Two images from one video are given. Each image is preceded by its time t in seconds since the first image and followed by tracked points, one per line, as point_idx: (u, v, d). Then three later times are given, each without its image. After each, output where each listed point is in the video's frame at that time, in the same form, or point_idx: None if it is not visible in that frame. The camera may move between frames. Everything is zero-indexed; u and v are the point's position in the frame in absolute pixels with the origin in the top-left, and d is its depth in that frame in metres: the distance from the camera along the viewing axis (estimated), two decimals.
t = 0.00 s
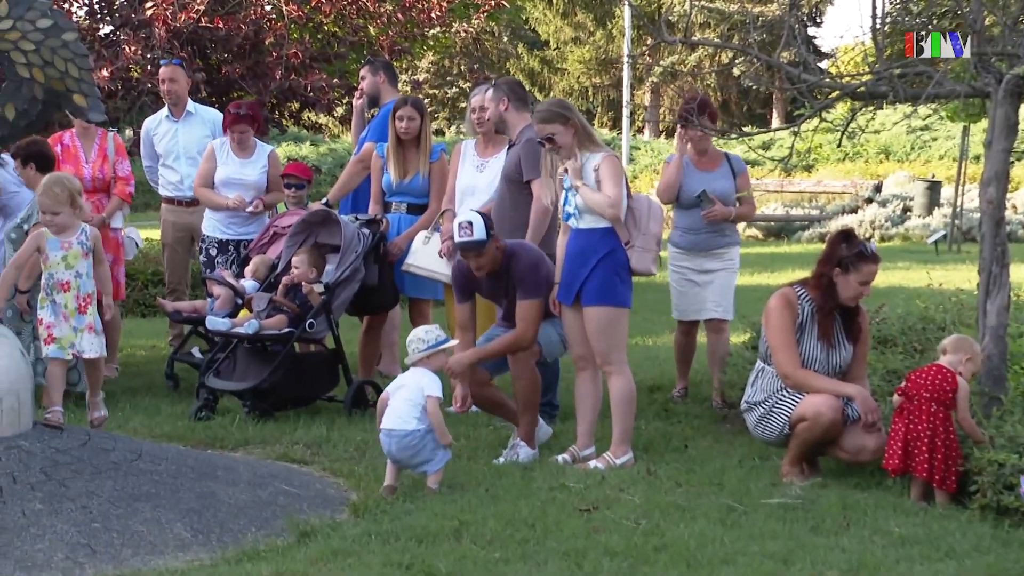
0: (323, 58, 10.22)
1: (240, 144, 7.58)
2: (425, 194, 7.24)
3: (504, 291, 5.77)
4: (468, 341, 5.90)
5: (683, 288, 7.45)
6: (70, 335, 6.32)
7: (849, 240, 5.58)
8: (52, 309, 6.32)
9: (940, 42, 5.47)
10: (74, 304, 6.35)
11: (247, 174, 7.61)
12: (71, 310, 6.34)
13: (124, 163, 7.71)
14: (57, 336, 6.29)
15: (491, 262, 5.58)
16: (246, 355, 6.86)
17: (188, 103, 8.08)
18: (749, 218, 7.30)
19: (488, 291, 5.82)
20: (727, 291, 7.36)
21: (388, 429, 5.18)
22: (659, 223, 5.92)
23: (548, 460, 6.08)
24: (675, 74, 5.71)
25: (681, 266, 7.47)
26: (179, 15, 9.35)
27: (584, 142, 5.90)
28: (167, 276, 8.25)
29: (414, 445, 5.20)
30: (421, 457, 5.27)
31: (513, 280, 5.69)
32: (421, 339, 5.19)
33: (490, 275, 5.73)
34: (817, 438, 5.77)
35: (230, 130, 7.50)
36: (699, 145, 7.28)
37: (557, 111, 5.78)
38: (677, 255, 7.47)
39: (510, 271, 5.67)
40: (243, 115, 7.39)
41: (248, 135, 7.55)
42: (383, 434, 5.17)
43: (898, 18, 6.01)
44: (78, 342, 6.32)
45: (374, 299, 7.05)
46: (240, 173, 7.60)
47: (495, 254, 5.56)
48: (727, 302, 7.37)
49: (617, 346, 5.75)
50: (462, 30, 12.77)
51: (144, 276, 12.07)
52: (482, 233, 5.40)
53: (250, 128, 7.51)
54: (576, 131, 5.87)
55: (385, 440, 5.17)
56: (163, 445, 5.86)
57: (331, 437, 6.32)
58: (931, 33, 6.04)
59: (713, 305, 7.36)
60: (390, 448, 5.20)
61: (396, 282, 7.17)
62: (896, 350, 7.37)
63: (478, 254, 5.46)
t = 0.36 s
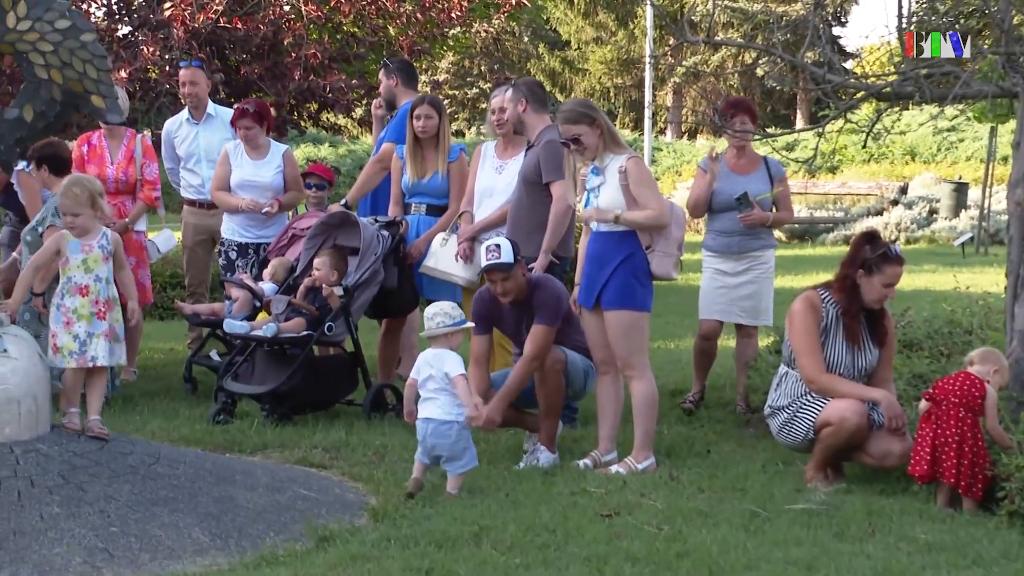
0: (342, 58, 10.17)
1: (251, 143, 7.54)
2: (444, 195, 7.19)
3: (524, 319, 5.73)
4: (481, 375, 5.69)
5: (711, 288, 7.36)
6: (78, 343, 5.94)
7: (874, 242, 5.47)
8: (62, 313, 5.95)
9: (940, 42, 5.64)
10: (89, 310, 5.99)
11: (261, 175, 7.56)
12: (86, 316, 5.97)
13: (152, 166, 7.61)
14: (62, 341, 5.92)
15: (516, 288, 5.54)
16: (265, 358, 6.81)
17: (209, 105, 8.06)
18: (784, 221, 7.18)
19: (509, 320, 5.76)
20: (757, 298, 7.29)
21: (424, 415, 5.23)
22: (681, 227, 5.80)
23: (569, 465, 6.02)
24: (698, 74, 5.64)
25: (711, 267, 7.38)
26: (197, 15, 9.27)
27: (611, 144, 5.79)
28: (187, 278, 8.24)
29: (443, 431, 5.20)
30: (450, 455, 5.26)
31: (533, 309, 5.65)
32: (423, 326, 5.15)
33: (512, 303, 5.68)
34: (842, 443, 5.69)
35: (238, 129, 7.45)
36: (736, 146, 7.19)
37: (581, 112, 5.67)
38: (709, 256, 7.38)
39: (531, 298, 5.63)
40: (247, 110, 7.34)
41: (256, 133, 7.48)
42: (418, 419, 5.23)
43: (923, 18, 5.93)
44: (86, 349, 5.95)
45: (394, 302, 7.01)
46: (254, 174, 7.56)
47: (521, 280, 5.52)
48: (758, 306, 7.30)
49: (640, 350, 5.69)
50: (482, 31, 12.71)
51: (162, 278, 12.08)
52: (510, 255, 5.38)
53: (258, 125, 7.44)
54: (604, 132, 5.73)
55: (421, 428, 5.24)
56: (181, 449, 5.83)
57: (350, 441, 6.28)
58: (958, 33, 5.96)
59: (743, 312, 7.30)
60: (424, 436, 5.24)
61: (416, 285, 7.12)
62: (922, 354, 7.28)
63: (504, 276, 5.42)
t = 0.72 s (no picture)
0: (365, 60, 10.13)
1: (271, 142, 7.59)
2: (470, 198, 7.14)
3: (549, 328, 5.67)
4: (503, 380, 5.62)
5: (740, 293, 7.26)
6: (94, 344, 5.65)
7: (906, 245, 5.39)
8: (85, 314, 5.73)
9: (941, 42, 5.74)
10: (112, 315, 5.74)
11: (284, 175, 7.61)
12: (107, 319, 5.72)
13: (167, 167, 7.56)
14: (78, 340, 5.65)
15: (539, 297, 5.47)
16: (289, 363, 6.81)
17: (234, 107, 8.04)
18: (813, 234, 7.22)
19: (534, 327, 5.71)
20: (787, 304, 7.23)
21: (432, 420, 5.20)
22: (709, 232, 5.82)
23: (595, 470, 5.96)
24: (725, 76, 5.56)
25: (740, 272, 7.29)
26: (221, 17, 9.20)
27: (641, 146, 5.72)
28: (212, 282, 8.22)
29: (454, 437, 5.16)
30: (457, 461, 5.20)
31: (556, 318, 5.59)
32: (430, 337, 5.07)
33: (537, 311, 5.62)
34: (873, 450, 5.61)
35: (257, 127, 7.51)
36: (765, 150, 7.13)
37: (612, 114, 5.61)
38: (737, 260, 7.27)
39: (556, 308, 5.57)
40: (263, 107, 7.39)
41: (274, 131, 7.52)
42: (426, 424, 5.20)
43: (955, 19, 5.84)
44: (99, 352, 5.63)
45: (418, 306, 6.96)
46: (277, 173, 7.61)
47: (544, 290, 5.45)
48: (786, 312, 7.23)
49: (666, 355, 5.62)
50: (507, 32, 12.63)
51: (184, 282, 12.08)
52: (533, 265, 5.31)
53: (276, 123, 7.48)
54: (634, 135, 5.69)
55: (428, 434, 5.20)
56: (204, 454, 5.80)
57: (374, 446, 6.24)
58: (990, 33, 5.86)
59: (773, 317, 7.21)
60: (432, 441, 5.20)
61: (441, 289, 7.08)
62: (954, 360, 7.18)
63: (527, 285, 5.36)
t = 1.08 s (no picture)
0: (394, 63, 10.11)
1: (296, 144, 7.57)
2: (499, 202, 7.09)
3: (579, 337, 5.63)
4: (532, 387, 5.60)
5: (760, 302, 7.20)
6: (114, 352, 5.48)
7: (944, 254, 5.31)
8: (102, 321, 5.55)
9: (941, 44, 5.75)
10: (129, 322, 5.59)
11: (310, 177, 7.58)
12: (126, 327, 5.57)
13: (188, 172, 7.51)
14: (97, 348, 5.46)
15: (571, 308, 5.42)
16: (317, 368, 6.83)
17: (264, 110, 8.03)
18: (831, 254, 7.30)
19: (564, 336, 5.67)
20: (804, 307, 7.18)
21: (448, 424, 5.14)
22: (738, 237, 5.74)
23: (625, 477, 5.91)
24: (757, 78, 5.50)
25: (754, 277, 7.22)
26: (250, 20, 9.26)
27: (673, 150, 5.66)
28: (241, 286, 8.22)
29: (470, 443, 5.10)
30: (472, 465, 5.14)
31: (588, 329, 5.55)
32: (449, 342, 5.04)
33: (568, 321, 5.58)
34: (907, 457, 5.53)
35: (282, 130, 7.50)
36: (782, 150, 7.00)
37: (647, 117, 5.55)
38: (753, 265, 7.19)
39: (587, 319, 5.53)
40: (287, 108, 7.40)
41: (300, 133, 7.52)
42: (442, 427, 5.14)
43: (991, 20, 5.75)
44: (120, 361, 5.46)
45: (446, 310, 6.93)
46: (302, 176, 7.58)
47: (576, 302, 5.41)
48: (805, 316, 7.18)
49: (696, 362, 5.57)
50: (537, 35, 12.57)
51: (213, 286, 12.11)
52: (565, 277, 5.27)
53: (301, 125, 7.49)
54: (666, 139, 5.63)
55: (444, 438, 5.15)
56: (233, 458, 5.79)
57: (402, 452, 6.21)
58: None
59: (791, 321, 7.18)
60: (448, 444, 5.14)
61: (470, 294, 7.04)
62: (991, 367, 7.07)
63: (558, 297, 5.31)
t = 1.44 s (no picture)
0: (425, 67, 10.12)
1: (321, 150, 7.54)
2: (529, 206, 7.08)
3: (608, 341, 5.61)
4: (561, 390, 5.59)
5: (766, 303, 7.15)
6: (124, 359, 5.18)
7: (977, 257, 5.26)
8: (108, 328, 5.26)
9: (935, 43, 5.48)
10: (135, 325, 5.31)
11: (332, 183, 7.55)
12: (131, 331, 5.29)
13: (219, 177, 7.57)
14: (106, 356, 5.17)
15: (597, 312, 5.41)
16: (348, 372, 6.82)
17: (295, 114, 8.08)
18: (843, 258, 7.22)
19: (594, 341, 5.65)
20: (809, 311, 7.11)
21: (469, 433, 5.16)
22: (771, 240, 5.66)
23: (655, 481, 5.89)
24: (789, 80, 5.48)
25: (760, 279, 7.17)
26: (281, 25, 9.33)
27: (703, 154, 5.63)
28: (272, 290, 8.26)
29: (495, 448, 5.10)
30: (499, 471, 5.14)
31: (615, 332, 5.53)
32: (466, 355, 5.06)
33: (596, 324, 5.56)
34: (941, 462, 5.49)
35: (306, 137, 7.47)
36: (788, 152, 6.96)
37: (676, 120, 5.56)
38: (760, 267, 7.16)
39: (614, 323, 5.51)
40: (313, 115, 7.37)
41: (324, 139, 7.47)
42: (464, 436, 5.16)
43: None
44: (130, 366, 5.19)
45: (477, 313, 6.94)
46: (327, 182, 7.56)
47: (602, 305, 5.39)
48: (809, 319, 7.10)
49: (726, 365, 5.54)
50: (567, 39, 12.53)
51: (246, 290, 12.17)
52: (588, 280, 5.26)
53: (325, 131, 7.45)
54: (695, 142, 5.61)
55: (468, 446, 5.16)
56: (264, 461, 5.81)
57: (433, 455, 6.22)
58: None
59: (794, 323, 7.11)
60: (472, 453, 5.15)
61: (501, 297, 7.03)
62: None
63: (583, 301, 5.31)
